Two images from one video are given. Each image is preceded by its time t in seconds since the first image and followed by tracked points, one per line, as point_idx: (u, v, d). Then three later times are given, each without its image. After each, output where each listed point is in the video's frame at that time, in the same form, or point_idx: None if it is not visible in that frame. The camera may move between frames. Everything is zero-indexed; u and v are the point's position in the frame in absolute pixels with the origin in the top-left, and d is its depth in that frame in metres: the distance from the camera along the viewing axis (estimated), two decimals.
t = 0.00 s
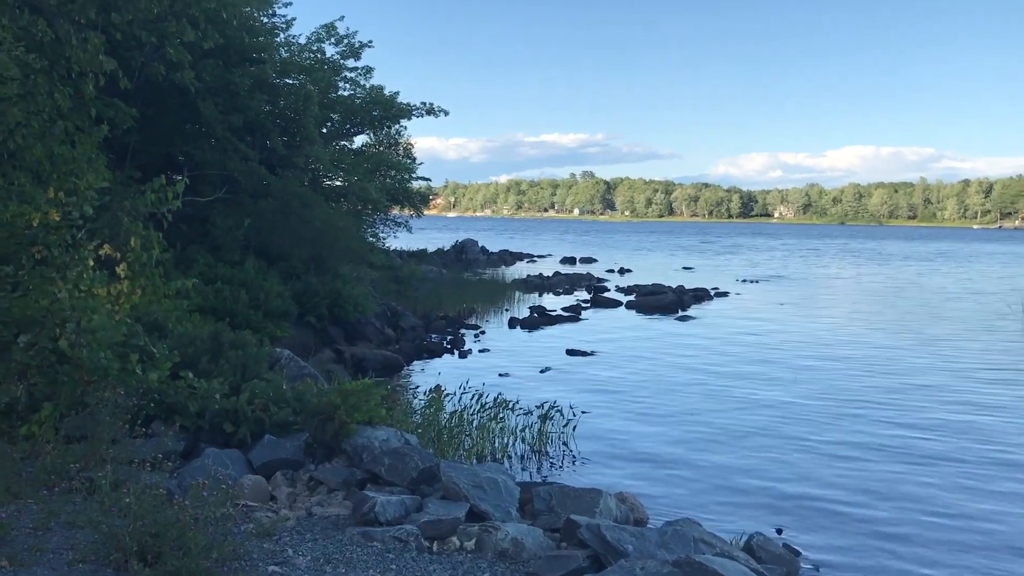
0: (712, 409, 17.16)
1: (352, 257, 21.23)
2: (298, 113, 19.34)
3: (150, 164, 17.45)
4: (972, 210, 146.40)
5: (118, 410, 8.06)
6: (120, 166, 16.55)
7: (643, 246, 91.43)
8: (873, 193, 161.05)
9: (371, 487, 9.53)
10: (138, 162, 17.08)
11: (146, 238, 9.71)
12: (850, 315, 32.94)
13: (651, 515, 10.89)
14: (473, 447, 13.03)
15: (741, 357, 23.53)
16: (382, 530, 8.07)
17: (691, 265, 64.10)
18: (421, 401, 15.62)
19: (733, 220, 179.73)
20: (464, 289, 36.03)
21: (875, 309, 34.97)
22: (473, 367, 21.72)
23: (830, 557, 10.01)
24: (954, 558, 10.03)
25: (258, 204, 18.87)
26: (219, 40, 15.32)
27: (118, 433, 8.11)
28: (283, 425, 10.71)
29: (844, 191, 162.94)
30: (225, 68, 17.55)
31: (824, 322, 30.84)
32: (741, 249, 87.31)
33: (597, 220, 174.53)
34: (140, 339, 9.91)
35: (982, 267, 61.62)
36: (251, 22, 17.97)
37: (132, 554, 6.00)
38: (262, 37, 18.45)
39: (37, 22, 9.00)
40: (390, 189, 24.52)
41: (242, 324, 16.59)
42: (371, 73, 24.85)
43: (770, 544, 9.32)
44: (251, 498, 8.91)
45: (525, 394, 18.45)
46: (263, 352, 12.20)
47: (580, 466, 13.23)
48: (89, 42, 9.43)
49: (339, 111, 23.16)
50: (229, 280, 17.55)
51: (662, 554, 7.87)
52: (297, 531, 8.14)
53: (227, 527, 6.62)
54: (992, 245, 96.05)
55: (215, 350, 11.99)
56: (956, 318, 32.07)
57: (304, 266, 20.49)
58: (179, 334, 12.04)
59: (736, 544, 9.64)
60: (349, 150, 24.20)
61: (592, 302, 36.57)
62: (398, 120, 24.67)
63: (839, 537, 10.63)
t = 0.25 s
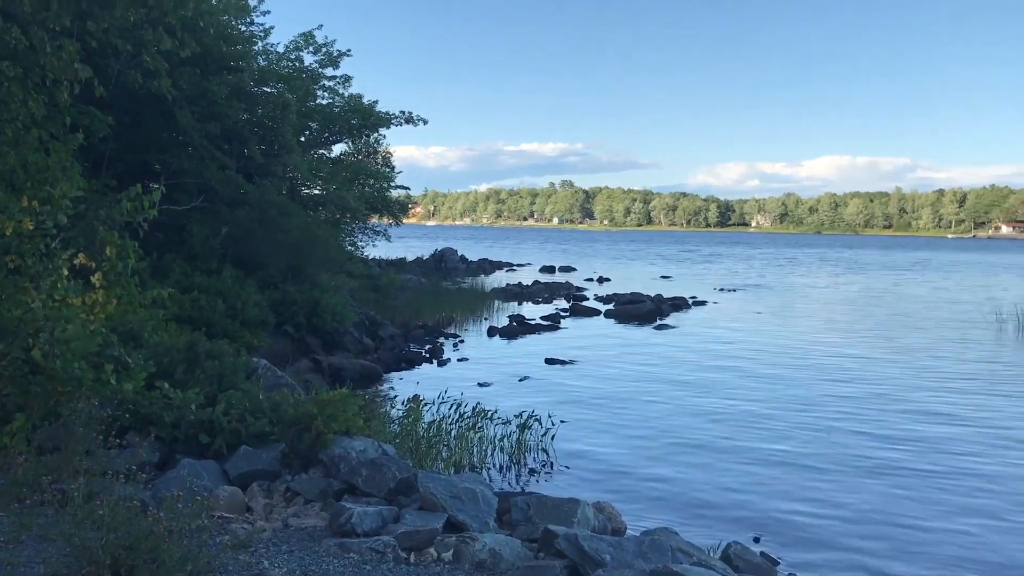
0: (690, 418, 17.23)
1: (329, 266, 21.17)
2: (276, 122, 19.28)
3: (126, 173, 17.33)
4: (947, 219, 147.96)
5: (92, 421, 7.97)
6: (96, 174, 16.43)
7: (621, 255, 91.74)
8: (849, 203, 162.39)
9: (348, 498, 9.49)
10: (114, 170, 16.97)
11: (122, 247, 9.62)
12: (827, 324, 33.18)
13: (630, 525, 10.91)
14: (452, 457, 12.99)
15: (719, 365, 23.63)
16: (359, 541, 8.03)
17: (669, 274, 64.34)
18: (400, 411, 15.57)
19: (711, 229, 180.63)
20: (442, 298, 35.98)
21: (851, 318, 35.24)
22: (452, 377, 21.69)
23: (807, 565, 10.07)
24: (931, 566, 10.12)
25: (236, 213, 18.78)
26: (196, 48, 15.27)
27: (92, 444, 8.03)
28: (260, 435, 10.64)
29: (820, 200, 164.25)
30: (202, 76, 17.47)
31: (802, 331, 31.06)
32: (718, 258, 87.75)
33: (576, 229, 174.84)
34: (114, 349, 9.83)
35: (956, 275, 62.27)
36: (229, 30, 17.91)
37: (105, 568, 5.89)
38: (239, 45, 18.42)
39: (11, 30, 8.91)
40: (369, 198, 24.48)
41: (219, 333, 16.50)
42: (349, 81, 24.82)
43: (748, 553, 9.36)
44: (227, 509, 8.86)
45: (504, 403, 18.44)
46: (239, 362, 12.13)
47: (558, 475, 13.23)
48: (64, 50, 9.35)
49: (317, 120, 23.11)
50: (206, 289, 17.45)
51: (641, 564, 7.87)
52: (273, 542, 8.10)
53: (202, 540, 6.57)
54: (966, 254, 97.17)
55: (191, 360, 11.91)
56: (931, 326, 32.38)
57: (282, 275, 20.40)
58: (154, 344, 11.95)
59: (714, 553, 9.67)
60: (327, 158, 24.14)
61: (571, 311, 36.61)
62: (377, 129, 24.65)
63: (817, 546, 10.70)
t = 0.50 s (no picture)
0: (660, 421, 17.29)
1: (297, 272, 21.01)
2: (243, 126, 19.12)
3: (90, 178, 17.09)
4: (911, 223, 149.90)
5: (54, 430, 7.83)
6: (58, 179, 16.19)
7: (591, 259, 92.00)
8: (816, 207, 164.02)
9: (316, 505, 9.41)
10: (78, 176, 16.73)
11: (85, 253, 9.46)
12: (794, 327, 33.47)
13: (600, 528, 10.93)
14: (421, 463, 12.94)
15: (688, 369, 23.76)
16: (327, 549, 7.96)
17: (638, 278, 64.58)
18: (368, 417, 15.47)
19: (679, 233, 181.60)
20: (412, 303, 35.86)
21: (818, 321, 35.59)
22: (422, 382, 21.62)
23: (775, 567, 10.14)
24: (898, 567, 10.21)
25: (202, 218, 18.59)
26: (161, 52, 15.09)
27: (54, 453, 7.88)
28: (226, 443, 10.53)
29: (787, 204, 165.77)
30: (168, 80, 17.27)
31: (770, 334, 31.31)
32: (687, 262, 88.21)
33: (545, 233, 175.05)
34: (77, 356, 9.67)
35: (920, 279, 63.08)
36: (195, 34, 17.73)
37: None
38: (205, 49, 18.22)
39: None
40: (337, 202, 24.34)
41: (185, 340, 16.31)
42: (317, 85, 24.67)
43: (717, 555, 9.41)
44: (193, 518, 8.75)
45: (474, 409, 18.40)
46: (206, 369, 11.99)
47: (529, 480, 13.22)
48: (25, 52, 9.15)
49: (284, 124, 22.95)
50: (172, 295, 17.24)
51: (610, 568, 7.87)
52: (241, 551, 8.00)
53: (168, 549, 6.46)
54: (930, 257, 98.54)
55: (156, 368, 11.75)
56: (896, 329, 32.79)
57: (249, 281, 20.21)
58: (118, 351, 11.77)
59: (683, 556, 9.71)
60: (295, 163, 23.98)
61: (541, 315, 36.64)
62: (345, 133, 24.53)
63: (785, 547, 10.76)
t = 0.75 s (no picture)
0: (630, 417, 17.32)
1: (264, 269, 20.84)
2: (208, 123, 18.94)
3: (52, 175, 16.84)
4: (876, 218, 151.69)
5: (14, 430, 7.70)
6: (20, 177, 15.94)
7: (561, 256, 92.14)
8: (783, 203, 165.42)
9: (283, 504, 9.33)
10: (39, 173, 16.48)
11: (45, 251, 9.32)
12: (763, 322, 33.72)
13: (570, 523, 10.93)
14: (391, 460, 12.87)
15: (658, 364, 23.85)
16: (295, 547, 7.90)
17: (608, 274, 64.77)
18: (337, 415, 15.36)
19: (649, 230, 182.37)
20: (381, 301, 35.67)
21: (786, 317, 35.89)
22: (391, 379, 21.52)
23: (745, 559, 10.21)
24: (866, 559, 10.29)
25: (167, 215, 18.38)
26: (124, 47, 14.88)
27: (15, 455, 7.76)
28: (193, 443, 10.40)
29: (755, 201, 167.08)
30: (131, 76, 17.07)
31: (738, 329, 31.51)
32: (656, 258, 88.58)
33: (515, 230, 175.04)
34: (39, 356, 9.52)
35: (885, 274, 63.83)
36: (159, 29, 17.52)
37: None
38: (170, 44, 17.98)
39: None
40: (304, 199, 24.18)
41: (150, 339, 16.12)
42: (283, 81, 24.48)
43: (687, 548, 9.44)
44: (158, 518, 8.64)
45: (444, 406, 18.35)
46: (171, 368, 11.85)
47: (499, 476, 13.20)
48: None
49: (251, 121, 22.75)
50: (137, 293, 17.04)
51: (580, 563, 7.86)
52: (208, 551, 7.93)
53: (132, 550, 6.38)
54: (895, 253, 99.63)
55: (120, 367, 11.60)
56: (863, 324, 33.14)
57: (215, 279, 20.01)
58: (81, 350, 11.60)
59: (653, 550, 9.74)
60: (262, 159, 23.78)
61: (510, 312, 36.63)
62: (312, 129, 24.37)
63: (755, 540, 10.81)
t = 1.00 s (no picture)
0: (592, 405, 17.38)
1: (223, 260, 20.58)
2: (164, 112, 18.62)
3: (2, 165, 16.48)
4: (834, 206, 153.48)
5: None
6: None
7: (523, 245, 92.15)
8: (742, 191, 166.74)
9: (243, 496, 9.24)
10: None
11: None
12: (723, 310, 34.00)
13: (533, 511, 10.95)
14: (353, 451, 12.79)
15: (620, 352, 23.95)
16: (256, 540, 7.83)
17: (570, 263, 64.89)
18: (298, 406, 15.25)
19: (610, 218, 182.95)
20: (343, 291, 35.44)
21: (746, 304, 36.21)
22: (353, 370, 21.40)
23: (706, 544, 10.30)
24: (826, 542, 10.42)
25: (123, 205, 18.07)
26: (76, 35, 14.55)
27: None
28: (150, 436, 10.27)
29: (715, 189, 168.32)
30: (84, 64, 16.72)
31: (699, 316, 31.74)
32: (619, 247, 88.85)
33: (477, 219, 174.70)
34: None
35: (844, 261, 64.61)
36: (111, 16, 17.17)
37: None
38: (124, 31, 17.53)
39: None
40: (263, 189, 23.91)
41: (106, 332, 15.87)
42: (241, 70, 24.15)
43: (649, 534, 9.49)
44: (115, 512, 8.53)
45: (407, 396, 18.29)
46: (127, 361, 11.67)
47: (462, 466, 13.18)
48: None
49: (207, 110, 22.43)
50: (92, 285, 16.75)
51: (542, 550, 7.86)
52: (166, 545, 7.83)
53: (87, 546, 6.29)
54: (853, 240, 100.83)
55: (74, 360, 11.41)
56: (822, 311, 33.53)
57: (173, 270, 19.72)
58: (34, 343, 11.38)
59: (616, 537, 9.79)
60: (219, 149, 23.46)
61: (473, 301, 36.58)
62: (270, 118, 24.08)
63: (716, 525, 10.91)
